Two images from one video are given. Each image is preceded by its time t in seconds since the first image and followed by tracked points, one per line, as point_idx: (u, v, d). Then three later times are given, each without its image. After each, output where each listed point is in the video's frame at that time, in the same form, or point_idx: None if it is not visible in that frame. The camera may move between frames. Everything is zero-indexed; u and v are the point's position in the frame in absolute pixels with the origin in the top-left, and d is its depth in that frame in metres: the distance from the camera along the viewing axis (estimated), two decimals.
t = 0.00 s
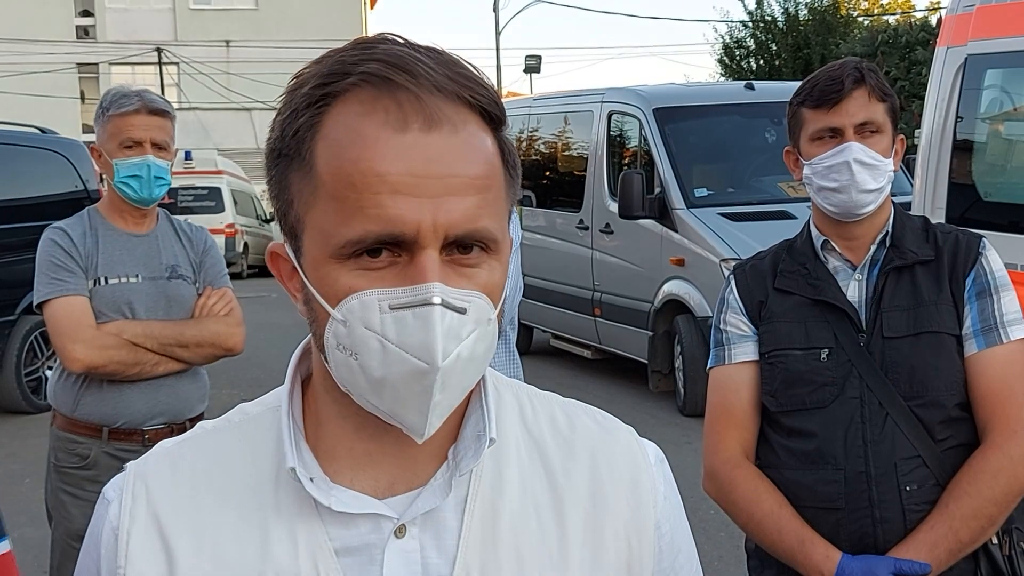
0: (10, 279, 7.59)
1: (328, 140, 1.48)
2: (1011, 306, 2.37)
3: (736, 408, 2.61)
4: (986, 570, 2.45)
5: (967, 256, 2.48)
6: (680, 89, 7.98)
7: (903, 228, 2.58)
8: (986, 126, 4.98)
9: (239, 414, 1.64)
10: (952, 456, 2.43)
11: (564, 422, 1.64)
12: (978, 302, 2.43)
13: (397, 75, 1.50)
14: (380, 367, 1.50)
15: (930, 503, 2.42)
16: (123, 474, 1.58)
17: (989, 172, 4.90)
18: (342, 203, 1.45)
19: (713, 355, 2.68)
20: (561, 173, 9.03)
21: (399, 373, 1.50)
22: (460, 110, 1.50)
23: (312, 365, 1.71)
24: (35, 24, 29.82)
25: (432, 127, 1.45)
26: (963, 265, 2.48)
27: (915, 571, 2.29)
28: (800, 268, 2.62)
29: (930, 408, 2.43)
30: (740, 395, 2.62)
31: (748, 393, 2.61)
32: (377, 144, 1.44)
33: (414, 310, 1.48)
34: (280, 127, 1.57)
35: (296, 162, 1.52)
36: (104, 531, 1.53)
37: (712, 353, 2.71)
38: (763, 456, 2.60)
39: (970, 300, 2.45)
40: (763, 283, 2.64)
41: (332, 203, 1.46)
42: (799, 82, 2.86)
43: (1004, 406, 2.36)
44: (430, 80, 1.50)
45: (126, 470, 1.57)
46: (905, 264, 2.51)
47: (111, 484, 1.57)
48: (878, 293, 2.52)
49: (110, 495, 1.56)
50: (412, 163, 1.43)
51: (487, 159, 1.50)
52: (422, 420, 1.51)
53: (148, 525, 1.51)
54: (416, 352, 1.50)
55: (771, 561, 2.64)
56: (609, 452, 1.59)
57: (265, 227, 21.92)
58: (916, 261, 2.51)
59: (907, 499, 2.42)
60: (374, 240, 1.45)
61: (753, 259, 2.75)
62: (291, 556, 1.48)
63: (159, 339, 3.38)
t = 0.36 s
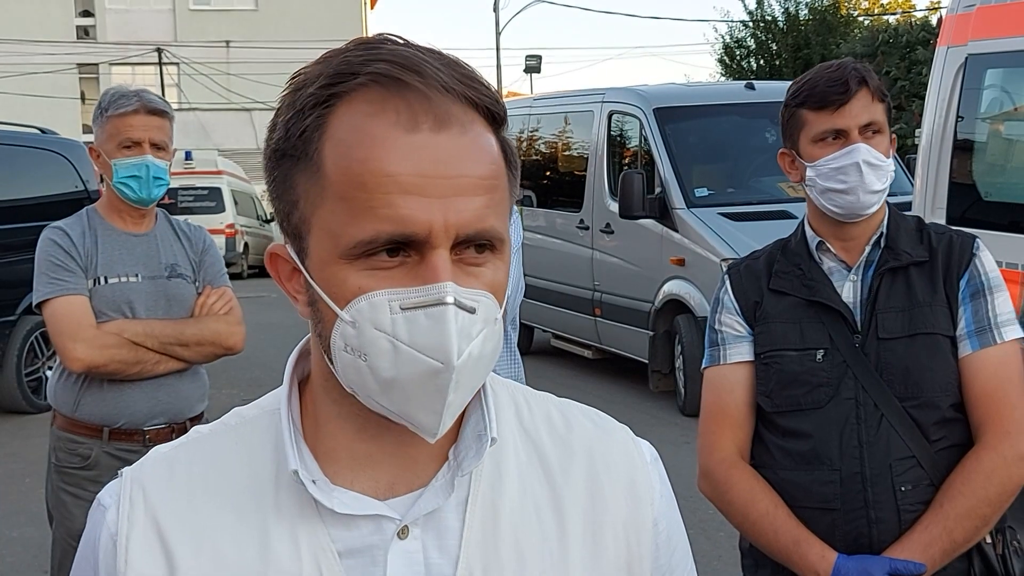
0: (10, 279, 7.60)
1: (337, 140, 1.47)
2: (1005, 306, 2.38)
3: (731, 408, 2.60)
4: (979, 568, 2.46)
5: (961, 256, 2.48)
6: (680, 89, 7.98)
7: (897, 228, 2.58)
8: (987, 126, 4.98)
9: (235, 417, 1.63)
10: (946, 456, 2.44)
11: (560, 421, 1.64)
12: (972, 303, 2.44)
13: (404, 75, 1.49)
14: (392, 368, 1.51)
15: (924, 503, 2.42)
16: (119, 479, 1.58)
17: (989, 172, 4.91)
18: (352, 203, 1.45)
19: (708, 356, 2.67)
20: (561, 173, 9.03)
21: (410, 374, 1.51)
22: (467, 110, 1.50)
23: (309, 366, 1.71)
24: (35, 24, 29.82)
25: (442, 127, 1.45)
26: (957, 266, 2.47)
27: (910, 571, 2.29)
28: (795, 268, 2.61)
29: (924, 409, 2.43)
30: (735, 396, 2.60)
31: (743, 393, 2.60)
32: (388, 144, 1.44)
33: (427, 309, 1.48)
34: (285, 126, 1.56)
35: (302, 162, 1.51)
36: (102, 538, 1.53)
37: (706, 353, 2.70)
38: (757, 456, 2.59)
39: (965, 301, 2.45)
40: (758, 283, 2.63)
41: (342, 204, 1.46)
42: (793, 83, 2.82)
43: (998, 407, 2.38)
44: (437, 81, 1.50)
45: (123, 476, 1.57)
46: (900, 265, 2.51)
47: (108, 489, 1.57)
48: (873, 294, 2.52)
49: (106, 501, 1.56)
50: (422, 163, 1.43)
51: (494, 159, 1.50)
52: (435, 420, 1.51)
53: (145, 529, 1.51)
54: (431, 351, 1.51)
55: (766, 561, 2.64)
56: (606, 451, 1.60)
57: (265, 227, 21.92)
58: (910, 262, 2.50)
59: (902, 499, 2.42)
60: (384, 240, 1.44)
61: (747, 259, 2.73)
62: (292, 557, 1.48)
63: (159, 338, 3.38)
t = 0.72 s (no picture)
0: (11, 279, 7.60)
1: (335, 139, 1.48)
2: (991, 310, 2.41)
3: (719, 409, 2.60)
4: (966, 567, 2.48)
5: (948, 259, 2.49)
6: (680, 89, 7.99)
7: (884, 231, 2.58)
8: (986, 126, 5.05)
9: (235, 418, 1.64)
10: (934, 457, 2.45)
11: (558, 421, 1.65)
12: (958, 306, 2.46)
13: (400, 74, 1.50)
14: (396, 365, 1.51)
15: (912, 504, 2.44)
16: (119, 480, 1.58)
17: (989, 172, 4.98)
18: (352, 201, 1.45)
19: (696, 356, 2.65)
20: (561, 173, 9.03)
21: (415, 371, 1.51)
22: (463, 107, 1.51)
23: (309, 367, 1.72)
24: (35, 24, 29.82)
25: (439, 123, 1.46)
26: (944, 269, 2.49)
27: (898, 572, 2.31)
28: (783, 271, 2.60)
29: (914, 411, 2.43)
30: (723, 398, 2.60)
31: (732, 395, 2.59)
32: (387, 140, 1.44)
33: (429, 305, 1.48)
34: (281, 129, 1.56)
35: (300, 163, 1.52)
36: (101, 540, 1.54)
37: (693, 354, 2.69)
38: (745, 457, 2.58)
39: (951, 305, 2.47)
40: (747, 285, 2.62)
41: (342, 202, 1.46)
42: (782, 85, 2.81)
43: (984, 411, 2.39)
44: (432, 78, 1.51)
45: (122, 478, 1.57)
46: (888, 268, 2.51)
47: (108, 491, 1.58)
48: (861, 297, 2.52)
49: (106, 502, 1.57)
50: (421, 159, 1.44)
51: (491, 154, 1.50)
52: (441, 416, 1.52)
53: (144, 530, 1.51)
54: (434, 347, 1.52)
55: (753, 561, 2.63)
56: (605, 451, 1.60)
57: (265, 227, 21.92)
58: (898, 265, 2.51)
59: (890, 501, 2.43)
60: (386, 237, 1.45)
61: (734, 259, 2.71)
62: (293, 558, 1.49)
63: (160, 338, 3.38)
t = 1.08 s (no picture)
0: (12, 279, 7.61)
1: (332, 134, 1.48)
2: (978, 310, 2.42)
3: (711, 410, 2.59)
4: (956, 567, 2.49)
5: (936, 260, 2.50)
6: (680, 89, 7.99)
7: (872, 233, 2.59)
8: (987, 126, 5.06)
9: (235, 417, 1.65)
10: (923, 457, 2.45)
11: (559, 422, 1.65)
12: (946, 307, 2.47)
13: (395, 69, 1.51)
14: (396, 358, 1.51)
15: (903, 503, 2.43)
16: (119, 478, 1.59)
17: (989, 172, 4.99)
18: (350, 195, 1.46)
19: (686, 357, 2.65)
20: (561, 173, 9.04)
21: (416, 363, 1.51)
22: (458, 102, 1.51)
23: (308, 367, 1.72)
24: (35, 24, 29.83)
25: (435, 116, 1.47)
26: (932, 269, 2.50)
27: (893, 571, 2.31)
28: (773, 271, 2.60)
29: (904, 411, 2.44)
30: (716, 398, 2.59)
31: (724, 396, 2.59)
32: (383, 134, 1.45)
33: (428, 297, 1.48)
34: (276, 127, 1.57)
35: (297, 159, 1.52)
36: (101, 538, 1.55)
37: (684, 355, 2.68)
38: (738, 456, 2.58)
39: (939, 305, 2.48)
40: (738, 286, 2.62)
41: (340, 196, 1.47)
42: (773, 88, 2.81)
43: (972, 412, 2.40)
44: (427, 73, 1.52)
45: (123, 475, 1.58)
46: (878, 269, 2.52)
47: (109, 489, 1.59)
48: (852, 298, 2.52)
49: (106, 500, 1.58)
50: (417, 151, 1.44)
51: (486, 147, 1.51)
52: (442, 408, 1.51)
53: (142, 529, 1.52)
54: (434, 338, 1.51)
55: (745, 560, 2.63)
56: (605, 453, 1.60)
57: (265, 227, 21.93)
58: (887, 266, 2.52)
59: (882, 500, 2.43)
60: (384, 230, 1.45)
61: (723, 261, 2.71)
62: (289, 557, 1.49)
63: (160, 338, 3.38)
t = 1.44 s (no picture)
0: (13, 279, 7.61)
1: (327, 138, 1.48)
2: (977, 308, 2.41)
3: (711, 409, 2.58)
4: (958, 565, 2.50)
5: (934, 259, 2.50)
6: (681, 89, 7.99)
7: (871, 232, 2.59)
8: (988, 126, 5.06)
9: (233, 414, 1.65)
10: (924, 454, 2.45)
11: (557, 425, 1.64)
12: (945, 304, 2.46)
13: (392, 74, 1.51)
14: (387, 365, 1.51)
15: (905, 500, 2.43)
16: (117, 474, 1.59)
17: (990, 171, 4.99)
18: (343, 200, 1.46)
19: (686, 357, 2.65)
20: (562, 173, 9.04)
21: (406, 371, 1.51)
22: (455, 108, 1.51)
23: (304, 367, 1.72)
24: (36, 24, 29.83)
25: (431, 123, 1.46)
26: (930, 268, 2.50)
27: (896, 566, 2.31)
28: (772, 271, 2.60)
29: (905, 408, 2.44)
30: (716, 397, 2.58)
31: (725, 394, 2.58)
32: (378, 140, 1.44)
33: (420, 305, 1.48)
34: (272, 128, 1.57)
35: (292, 162, 1.52)
36: (97, 532, 1.56)
37: (685, 355, 2.68)
38: (738, 455, 2.57)
39: (938, 303, 2.48)
40: (737, 285, 2.62)
41: (334, 201, 1.47)
42: (771, 89, 2.81)
43: (973, 408, 2.40)
44: (424, 78, 1.51)
45: (121, 471, 1.59)
46: (876, 268, 2.51)
47: (106, 484, 1.59)
48: (851, 296, 2.52)
49: (104, 494, 1.58)
50: (412, 158, 1.44)
51: (482, 153, 1.51)
52: (433, 415, 1.51)
53: (136, 526, 1.52)
54: (425, 347, 1.51)
55: (746, 556, 2.63)
56: (603, 458, 1.59)
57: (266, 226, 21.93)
58: (886, 264, 2.52)
59: (884, 497, 2.43)
60: (377, 236, 1.45)
61: (723, 261, 2.71)
62: (279, 558, 1.49)
63: (161, 338, 3.38)
